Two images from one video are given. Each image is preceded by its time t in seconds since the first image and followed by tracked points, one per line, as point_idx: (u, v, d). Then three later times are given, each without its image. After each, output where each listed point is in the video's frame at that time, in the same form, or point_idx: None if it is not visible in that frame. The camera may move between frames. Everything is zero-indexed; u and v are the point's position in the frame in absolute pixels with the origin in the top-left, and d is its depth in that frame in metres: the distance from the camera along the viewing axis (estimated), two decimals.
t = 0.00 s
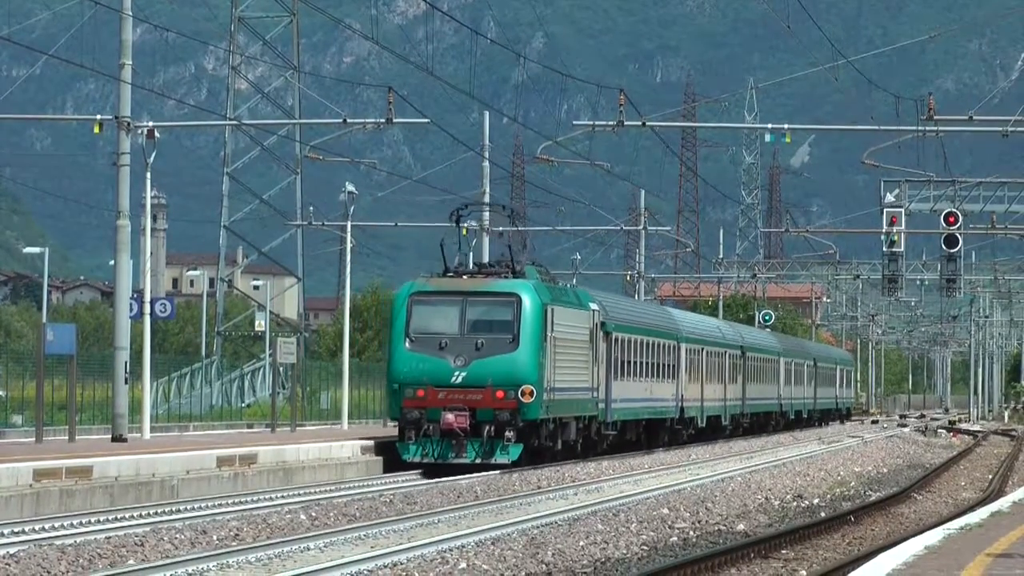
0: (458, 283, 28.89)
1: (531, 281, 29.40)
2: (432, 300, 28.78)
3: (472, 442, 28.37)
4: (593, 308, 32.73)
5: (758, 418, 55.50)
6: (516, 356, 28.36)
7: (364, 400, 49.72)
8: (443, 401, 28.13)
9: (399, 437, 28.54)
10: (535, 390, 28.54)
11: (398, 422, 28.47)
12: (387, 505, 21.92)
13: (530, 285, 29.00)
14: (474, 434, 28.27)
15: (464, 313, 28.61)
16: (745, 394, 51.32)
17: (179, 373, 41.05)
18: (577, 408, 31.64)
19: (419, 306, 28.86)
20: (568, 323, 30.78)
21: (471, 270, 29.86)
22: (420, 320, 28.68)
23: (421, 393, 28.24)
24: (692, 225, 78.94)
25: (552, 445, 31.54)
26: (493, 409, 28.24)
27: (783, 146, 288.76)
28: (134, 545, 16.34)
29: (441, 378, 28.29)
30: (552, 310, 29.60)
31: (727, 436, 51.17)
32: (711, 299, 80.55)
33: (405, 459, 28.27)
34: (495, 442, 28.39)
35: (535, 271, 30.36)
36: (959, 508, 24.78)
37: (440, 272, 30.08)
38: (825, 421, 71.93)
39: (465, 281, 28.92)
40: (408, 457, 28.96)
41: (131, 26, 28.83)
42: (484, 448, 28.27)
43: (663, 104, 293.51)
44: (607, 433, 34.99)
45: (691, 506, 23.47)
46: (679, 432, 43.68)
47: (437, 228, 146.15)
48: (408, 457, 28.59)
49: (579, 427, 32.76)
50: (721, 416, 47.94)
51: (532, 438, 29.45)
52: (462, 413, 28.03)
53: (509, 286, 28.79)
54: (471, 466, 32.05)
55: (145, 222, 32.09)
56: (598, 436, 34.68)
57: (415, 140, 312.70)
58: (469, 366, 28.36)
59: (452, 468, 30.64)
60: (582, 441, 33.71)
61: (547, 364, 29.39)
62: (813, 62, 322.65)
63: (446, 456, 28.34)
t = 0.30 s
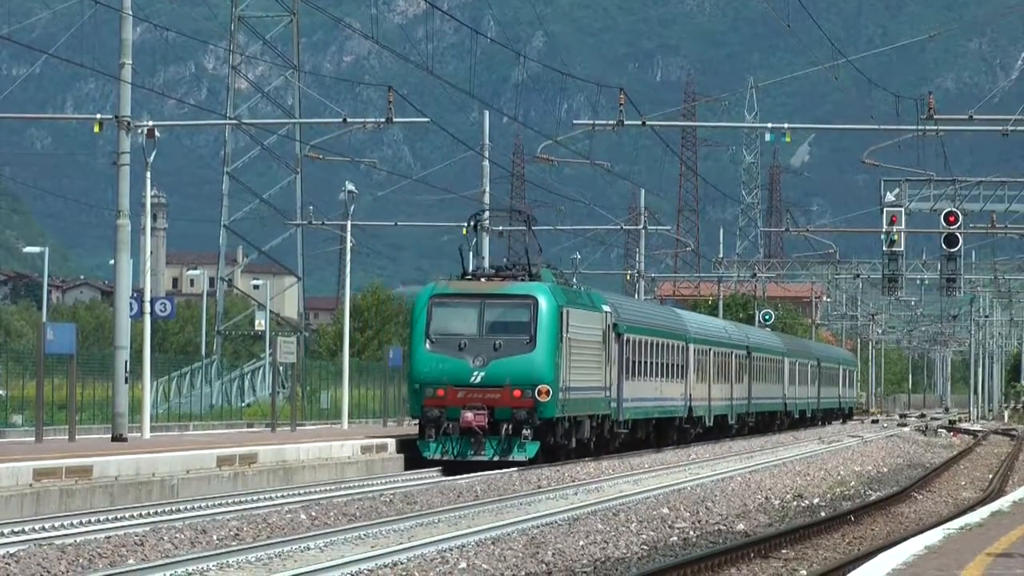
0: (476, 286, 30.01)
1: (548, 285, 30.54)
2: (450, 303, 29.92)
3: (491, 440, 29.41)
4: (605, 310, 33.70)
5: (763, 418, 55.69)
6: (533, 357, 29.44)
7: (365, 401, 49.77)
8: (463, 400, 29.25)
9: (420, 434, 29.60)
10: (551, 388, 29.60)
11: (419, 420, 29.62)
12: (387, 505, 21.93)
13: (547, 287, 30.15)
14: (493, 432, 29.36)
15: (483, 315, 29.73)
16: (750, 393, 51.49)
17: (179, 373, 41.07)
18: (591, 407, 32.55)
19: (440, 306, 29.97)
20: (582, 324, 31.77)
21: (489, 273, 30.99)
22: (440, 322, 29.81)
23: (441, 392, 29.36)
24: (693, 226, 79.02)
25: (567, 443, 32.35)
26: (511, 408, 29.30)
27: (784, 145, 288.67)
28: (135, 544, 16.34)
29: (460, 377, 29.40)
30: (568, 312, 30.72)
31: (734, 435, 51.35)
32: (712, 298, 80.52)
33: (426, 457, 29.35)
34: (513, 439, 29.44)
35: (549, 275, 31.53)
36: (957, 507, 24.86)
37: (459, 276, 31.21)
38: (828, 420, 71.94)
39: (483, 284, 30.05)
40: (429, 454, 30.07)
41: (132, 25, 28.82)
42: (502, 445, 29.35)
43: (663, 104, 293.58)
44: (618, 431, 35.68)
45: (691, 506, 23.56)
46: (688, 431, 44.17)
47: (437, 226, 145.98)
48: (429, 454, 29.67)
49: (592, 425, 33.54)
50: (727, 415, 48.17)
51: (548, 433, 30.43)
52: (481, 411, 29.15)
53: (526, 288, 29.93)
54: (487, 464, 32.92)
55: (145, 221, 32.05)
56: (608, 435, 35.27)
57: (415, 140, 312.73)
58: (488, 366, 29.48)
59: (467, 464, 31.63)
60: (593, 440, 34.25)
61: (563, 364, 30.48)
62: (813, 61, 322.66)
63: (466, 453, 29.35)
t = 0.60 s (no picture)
0: (492, 288, 31.04)
1: (561, 287, 31.50)
2: (470, 304, 30.92)
3: (507, 437, 30.51)
4: (618, 311, 34.71)
5: (767, 417, 55.94)
6: (548, 357, 30.48)
7: (365, 400, 49.76)
8: (481, 399, 30.28)
9: (439, 432, 30.70)
10: (566, 387, 30.66)
11: (438, 419, 30.69)
12: (387, 503, 21.94)
13: (561, 289, 31.15)
14: (509, 429, 30.42)
15: (500, 316, 30.71)
16: (756, 392, 51.83)
17: (179, 372, 41.08)
18: (603, 404, 33.65)
19: (459, 309, 31.00)
20: (594, 325, 32.78)
21: (505, 275, 32.09)
22: (459, 323, 30.87)
23: (459, 391, 30.43)
24: (692, 225, 79.16)
25: (581, 440, 33.42)
26: (527, 406, 30.35)
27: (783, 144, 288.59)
28: (134, 543, 16.32)
29: (477, 377, 30.44)
30: (582, 313, 31.76)
31: (739, 433, 51.73)
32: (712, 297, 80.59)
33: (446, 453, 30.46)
34: (529, 436, 30.58)
35: (563, 276, 32.54)
36: (958, 506, 24.83)
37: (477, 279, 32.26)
38: (830, 418, 71.93)
39: (501, 287, 31.03)
40: (447, 450, 31.18)
41: (132, 25, 28.85)
42: (517, 443, 30.42)
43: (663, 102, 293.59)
44: (629, 429, 36.74)
45: (690, 505, 23.55)
46: (696, 429, 44.89)
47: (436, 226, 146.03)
48: (447, 451, 30.77)
49: (604, 424, 34.60)
50: (733, 414, 48.69)
51: (562, 432, 31.56)
52: (498, 409, 30.23)
53: (541, 291, 30.92)
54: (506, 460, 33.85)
55: (145, 219, 32.03)
56: (619, 433, 36.33)
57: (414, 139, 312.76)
58: (505, 366, 30.50)
59: (485, 460, 32.68)
60: (606, 437, 35.30)
61: (578, 362, 31.51)
62: (813, 60, 322.62)
63: (484, 449, 30.56)
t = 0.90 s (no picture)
0: (509, 290, 31.56)
1: (576, 288, 32.03)
2: (487, 307, 31.44)
3: (523, 436, 31.15)
4: (628, 312, 35.24)
5: (771, 417, 56.04)
6: (564, 358, 31.03)
7: (364, 399, 49.80)
8: (498, 398, 30.88)
9: (457, 430, 31.34)
10: (581, 387, 31.21)
11: (456, 417, 31.29)
12: (387, 503, 21.92)
13: (576, 292, 31.68)
14: (526, 428, 31.05)
15: (517, 318, 31.24)
16: (761, 391, 51.98)
17: (180, 371, 41.06)
18: (617, 403, 34.18)
19: (477, 310, 31.51)
20: (608, 326, 33.33)
21: (521, 277, 32.62)
22: (477, 325, 31.38)
23: (477, 390, 31.02)
24: (692, 225, 79.25)
25: (595, 438, 33.99)
26: (543, 406, 30.95)
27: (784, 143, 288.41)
28: (134, 542, 16.30)
29: (495, 377, 31.00)
30: (596, 315, 32.29)
31: (745, 432, 51.93)
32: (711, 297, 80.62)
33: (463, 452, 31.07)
34: (544, 435, 31.20)
35: (579, 279, 33.03)
36: (958, 505, 24.74)
37: (493, 280, 32.77)
38: (832, 418, 71.87)
39: (517, 289, 31.56)
40: (465, 448, 31.78)
41: (132, 23, 28.82)
42: (535, 442, 31.08)
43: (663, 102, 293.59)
44: (640, 427, 37.33)
45: (691, 505, 23.45)
46: (703, 427, 45.36)
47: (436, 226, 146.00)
48: (466, 448, 31.39)
49: (617, 423, 35.16)
50: (739, 413, 48.95)
51: (577, 431, 32.13)
52: (515, 409, 30.81)
53: (555, 293, 31.47)
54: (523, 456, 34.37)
55: (145, 218, 32.03)
56: (631, 431, 36.91)
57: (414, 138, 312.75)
58: (521, 366, 31.05)
59: (501, 457, 33.20)
60: (618, 436, 35.91)
61: (593, 363, 32.03)
62: (813, 60, 322.53)
63: (501, 448, 31.17)
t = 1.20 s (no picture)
0: (525, 291, 32.24)
1: (591, 289, 32.76)
2: (504, 307, 32.14)
3: (539, 432, 31.86)
4: (640, 313, 35.87)
5: (775, 415, 56.14)
6: (579, 356, 31.71)
7: (363, 396, 49.83)
8: (515, 396, 31.50)
9: (475, 428, 31.92)
10: (595, 385, 31.89)
11: (473, 415, 31.89)
12: (387, 500, 21.94)
13: (591, 293, 32.44)
14: (542, 425, 31.74)
15: (533, 318, 31.98)
16: (766, 390, 52.24)
17: (179, 370, 41.03)
18: (629, 401, 34.90)
19: (495, 310, 32.19)
20: (621, 326, 34.03)
21: (537, 278, 33.21)
22: (495, 325, 32.04)
23: (494, 389, 31.63)
24: (692, 223, 79.29)
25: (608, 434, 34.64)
26: (559, 403, 31.60)
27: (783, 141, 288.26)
28: (135, 540, 16.31)
29: (512, 376, 31.64)
30: (609, 315, 32.99)
31: (751, 429, 52.19)
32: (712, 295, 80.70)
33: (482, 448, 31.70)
34: (560, 432, 31.83)
35: (592, 280, 33.80)
36: (959, 503, 24.80)
37: (511, 281, 33.47)
38: (834, 416, 71.89)
39: (533, 290, 32.29)
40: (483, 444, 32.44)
41: (132, 22, 28.80)
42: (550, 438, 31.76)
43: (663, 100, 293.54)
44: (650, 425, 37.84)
45: (692, 504, 23.46)
46: (711, 424, 45.78)
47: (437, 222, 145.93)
48: (483, 444, 32.04)
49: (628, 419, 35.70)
50: (745, 411, 49.25)
51: (591, 428, 32.81)
52: (532, 406, 31.46)
53: (571, 294, 32.20)
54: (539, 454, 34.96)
55: (145, 216, 32.03)
56: (641, 429, 37.42)
57: (414, 136, 312.61)
58: (538, 365, 31.73)
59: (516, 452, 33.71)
60: (629, 432, 36.46)
61: (606, 362, 32.70)
62: (813, 58, 322.31)
63: (518, 443, 31.85)
